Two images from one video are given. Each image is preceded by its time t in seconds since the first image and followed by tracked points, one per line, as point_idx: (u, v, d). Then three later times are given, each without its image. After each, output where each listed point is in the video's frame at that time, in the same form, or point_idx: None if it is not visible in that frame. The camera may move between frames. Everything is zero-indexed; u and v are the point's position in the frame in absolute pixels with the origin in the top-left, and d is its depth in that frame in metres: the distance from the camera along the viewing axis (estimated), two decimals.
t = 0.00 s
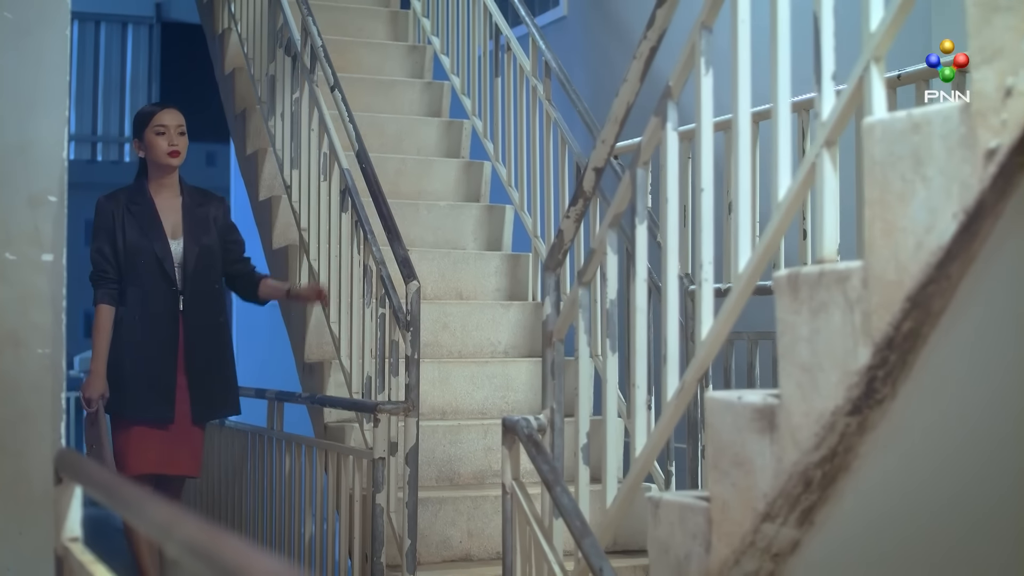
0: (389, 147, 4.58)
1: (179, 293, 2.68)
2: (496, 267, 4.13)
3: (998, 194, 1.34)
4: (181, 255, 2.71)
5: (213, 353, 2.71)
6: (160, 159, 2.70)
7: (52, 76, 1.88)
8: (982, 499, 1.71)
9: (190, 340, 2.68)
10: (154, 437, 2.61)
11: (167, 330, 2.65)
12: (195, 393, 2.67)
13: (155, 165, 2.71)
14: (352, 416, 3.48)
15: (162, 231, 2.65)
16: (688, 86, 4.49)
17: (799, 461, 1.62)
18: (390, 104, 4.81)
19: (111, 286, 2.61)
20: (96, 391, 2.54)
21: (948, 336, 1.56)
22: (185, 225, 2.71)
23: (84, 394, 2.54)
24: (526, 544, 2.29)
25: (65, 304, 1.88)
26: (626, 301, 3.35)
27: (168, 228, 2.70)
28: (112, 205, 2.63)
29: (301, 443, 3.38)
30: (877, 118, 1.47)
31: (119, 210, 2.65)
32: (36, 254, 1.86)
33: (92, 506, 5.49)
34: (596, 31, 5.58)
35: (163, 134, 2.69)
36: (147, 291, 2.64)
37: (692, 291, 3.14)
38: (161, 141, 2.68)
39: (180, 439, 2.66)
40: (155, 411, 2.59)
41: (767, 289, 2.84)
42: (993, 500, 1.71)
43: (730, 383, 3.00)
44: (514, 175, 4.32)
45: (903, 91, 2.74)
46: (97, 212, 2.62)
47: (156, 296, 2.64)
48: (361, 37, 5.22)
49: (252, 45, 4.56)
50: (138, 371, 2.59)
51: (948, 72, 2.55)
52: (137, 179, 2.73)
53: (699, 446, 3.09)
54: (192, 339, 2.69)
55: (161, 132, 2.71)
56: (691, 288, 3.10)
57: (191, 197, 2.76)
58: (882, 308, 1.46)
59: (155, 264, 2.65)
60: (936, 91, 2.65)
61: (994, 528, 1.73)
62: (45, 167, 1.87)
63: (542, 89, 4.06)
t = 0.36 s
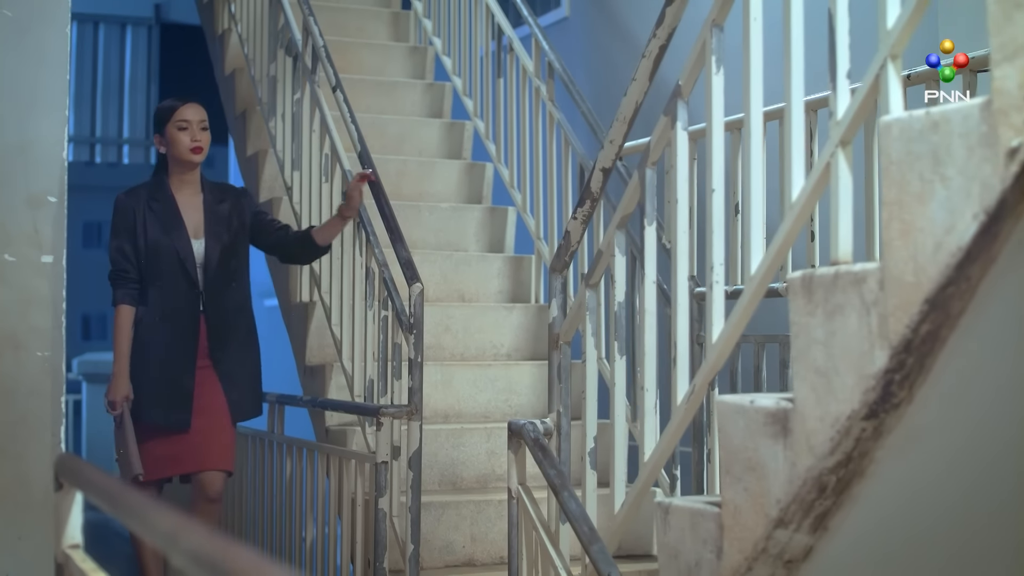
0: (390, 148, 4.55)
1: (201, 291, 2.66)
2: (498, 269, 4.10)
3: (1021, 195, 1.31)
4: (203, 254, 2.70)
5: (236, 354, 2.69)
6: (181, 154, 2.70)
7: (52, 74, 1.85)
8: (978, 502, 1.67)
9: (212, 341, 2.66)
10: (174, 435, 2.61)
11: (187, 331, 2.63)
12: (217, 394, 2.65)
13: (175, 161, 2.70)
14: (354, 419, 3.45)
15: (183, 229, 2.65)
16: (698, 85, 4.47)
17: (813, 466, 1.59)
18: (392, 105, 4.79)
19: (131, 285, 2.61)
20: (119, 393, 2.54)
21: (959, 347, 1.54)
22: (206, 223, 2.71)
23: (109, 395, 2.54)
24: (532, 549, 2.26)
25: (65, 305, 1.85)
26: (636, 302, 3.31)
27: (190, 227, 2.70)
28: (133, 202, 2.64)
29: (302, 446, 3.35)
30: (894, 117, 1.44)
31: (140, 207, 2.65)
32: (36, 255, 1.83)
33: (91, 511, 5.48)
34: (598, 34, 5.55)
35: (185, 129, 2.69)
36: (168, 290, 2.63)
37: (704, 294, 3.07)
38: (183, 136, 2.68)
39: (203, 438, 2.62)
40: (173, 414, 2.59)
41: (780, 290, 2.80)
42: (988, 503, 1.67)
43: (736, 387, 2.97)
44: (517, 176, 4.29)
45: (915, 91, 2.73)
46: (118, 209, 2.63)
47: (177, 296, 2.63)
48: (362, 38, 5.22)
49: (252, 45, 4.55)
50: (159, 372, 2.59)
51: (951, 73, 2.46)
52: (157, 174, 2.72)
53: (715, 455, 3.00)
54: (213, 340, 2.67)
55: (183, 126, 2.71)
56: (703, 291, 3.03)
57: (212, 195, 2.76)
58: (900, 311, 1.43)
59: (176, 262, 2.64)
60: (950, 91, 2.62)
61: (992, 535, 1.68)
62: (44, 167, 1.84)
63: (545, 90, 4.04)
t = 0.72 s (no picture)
0: (386, 150, 4.52)
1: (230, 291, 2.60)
2: (496, 271, 4.07)
3: None
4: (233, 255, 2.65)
5: (265, 359, 2.61)
6: (215, 149, 2.65)
7: (46, 74, 1.81)
8: (980, 506, 1.61)
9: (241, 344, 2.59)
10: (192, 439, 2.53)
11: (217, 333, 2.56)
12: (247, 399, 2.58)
13: (209, 156, 2.66)
14: (350, 423, 3.42)
15: (212, 228, 2.58)
16: (702, 86, 4.45)
17: (822, 471, 1.57)
18: (388, 106, 4.77)
19: (159, 284, 2.53)
20: (146, 398, 2.47)
21: (970, 350, 1.47)
22: (238, 224, 2.65)
23: (134, 400, 2.46)
24: (532, 555, 2.24)
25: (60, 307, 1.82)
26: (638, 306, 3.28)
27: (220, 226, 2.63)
28: (162, 197, 2.57)
29: (298, 450, 3.31)
30: (905, 115, 1.41)
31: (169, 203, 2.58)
32: (30, 256, 1.79)
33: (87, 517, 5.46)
34: (596, 35, 5.53)
35: (223, 124, 2.64)
36: (196, 291, 2.56)
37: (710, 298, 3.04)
38: (220, 131, 2.63)
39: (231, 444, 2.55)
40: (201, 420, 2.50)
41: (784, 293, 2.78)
42: (990, 507, 1.62)
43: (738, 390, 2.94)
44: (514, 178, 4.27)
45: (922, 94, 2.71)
46: (146, 204, 2.56)
47: (206, 297, 2.56)
48: (358, 38, 5.20)
49: (247, 46, 4.53)
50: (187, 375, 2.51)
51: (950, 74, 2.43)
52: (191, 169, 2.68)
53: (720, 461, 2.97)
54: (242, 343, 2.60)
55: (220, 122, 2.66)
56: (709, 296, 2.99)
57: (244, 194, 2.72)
58: (911, 314, 1.41)
59: (205, 262, 2.57)
60: (956, 92, 2.60)
61: (992, 538, 1.64)
62: (40, 167, 1.81)
63: (543, 92, 4.01)
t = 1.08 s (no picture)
0: (380, 157, 4.50)
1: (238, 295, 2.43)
2: (491, 278, 4.05)
3: None
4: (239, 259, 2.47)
5: (276, 363, 2.46)
6: (214, 150, 2.45)
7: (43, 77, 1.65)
8: (982, 514, 1.57)
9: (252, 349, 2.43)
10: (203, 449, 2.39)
11: (227, 338, 2.40)
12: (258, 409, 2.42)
13: (208, 157, 2.46)
14: (345, 432, 3.38)
15: (217, 231, 2.41)
16: (704, 91, 4.44)
17: (828, 481, 1.54)
18: (382, 113, 4.74)
19: (165, 288, 2.36)
20: (163, 401, 2.30)
21: (983, 351, 1.46)
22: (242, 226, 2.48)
23: (151, 405, 2.29)
24: (531, 566, 2.21)
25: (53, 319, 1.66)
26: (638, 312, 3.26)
27: (224, 229, 2.46)
28: (164, 200, 2.40)
29: (292, 459, 3.27)
30: (913, 120, 1.39)
31: (171, 206, 2.41)
32: (22, 264, 1.63)
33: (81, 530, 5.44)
34: (591, 41, 5.51)
35: (222, 124, 2.44)
36: (204, 295, 2.39)
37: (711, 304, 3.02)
38: (219, 132, 2.43)
39: (239, 451, 2.41)
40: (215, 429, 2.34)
41: (785, 300, 2.75)
42: (992, 516, 1.58)
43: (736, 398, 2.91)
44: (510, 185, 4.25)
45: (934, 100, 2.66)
46: (146, 207, 2.38)
47: (214, 300, 2.40)
48: (351, 45, 5.18)
49: (240, 52, 4.52)
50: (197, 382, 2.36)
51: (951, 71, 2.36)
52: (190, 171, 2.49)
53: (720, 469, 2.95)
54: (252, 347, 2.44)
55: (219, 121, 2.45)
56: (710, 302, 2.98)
57: (248, 196, 2.53)
58: (920, 321, 1.38)
59: (212, 265, 2.40)
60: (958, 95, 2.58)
61: (992, 550, 1.59)
62: (34, 172, 1.65)
63: (539, 97, 4.00)
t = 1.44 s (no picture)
0: (381, 162, 4.48)
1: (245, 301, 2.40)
2: (493, 285, 4.03)
3: None
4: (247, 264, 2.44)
5: (279, 371, 2.45)
6: (221, 152, 2.43)
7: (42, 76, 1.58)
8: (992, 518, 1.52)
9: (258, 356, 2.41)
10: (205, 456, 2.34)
11: (233, 344, 2.37)
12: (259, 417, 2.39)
13: (216, 158, 2.44)
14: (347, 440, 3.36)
15: (225, 235, 2.37)
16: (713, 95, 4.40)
17: (840, 490, 1.52)
18: (382, 118, 4.73)
19: (172, 291, 2.32)
20: (165, 410, 2.25)
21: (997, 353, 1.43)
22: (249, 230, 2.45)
23: (153, 413, 2.25)
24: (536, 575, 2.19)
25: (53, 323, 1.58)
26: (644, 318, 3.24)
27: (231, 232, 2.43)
28: (171, 201, 2.36)
29: (293, 466, 3.24)
30: (927, 123, 1.37)
31: (177, 207, 2.37)
32: (22, 269, 1.56)
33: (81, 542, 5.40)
34: (592, 47, 5.50)
35: (230, 125, 2.41)
36: (211, 299, 2.35)
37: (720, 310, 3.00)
38: (228, 134, 2.40)
39: (240, 462, 2.39)
40: (215, 438, 2.33)
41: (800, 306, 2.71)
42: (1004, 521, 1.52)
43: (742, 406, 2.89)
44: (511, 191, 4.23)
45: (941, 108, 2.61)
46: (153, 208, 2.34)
47: (220, 305, 2.36)
48: (352, 50, 5.17)
49: (240, 57, 4.50)
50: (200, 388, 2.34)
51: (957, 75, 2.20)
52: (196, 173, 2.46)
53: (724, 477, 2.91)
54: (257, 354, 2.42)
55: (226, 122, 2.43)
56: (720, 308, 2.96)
57: (256, 198, 2.51)
58: (935, 328, 1.36)
59: (220, 269, 2.36)
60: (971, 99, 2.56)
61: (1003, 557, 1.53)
62: (34, 177, 1.58)
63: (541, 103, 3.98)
